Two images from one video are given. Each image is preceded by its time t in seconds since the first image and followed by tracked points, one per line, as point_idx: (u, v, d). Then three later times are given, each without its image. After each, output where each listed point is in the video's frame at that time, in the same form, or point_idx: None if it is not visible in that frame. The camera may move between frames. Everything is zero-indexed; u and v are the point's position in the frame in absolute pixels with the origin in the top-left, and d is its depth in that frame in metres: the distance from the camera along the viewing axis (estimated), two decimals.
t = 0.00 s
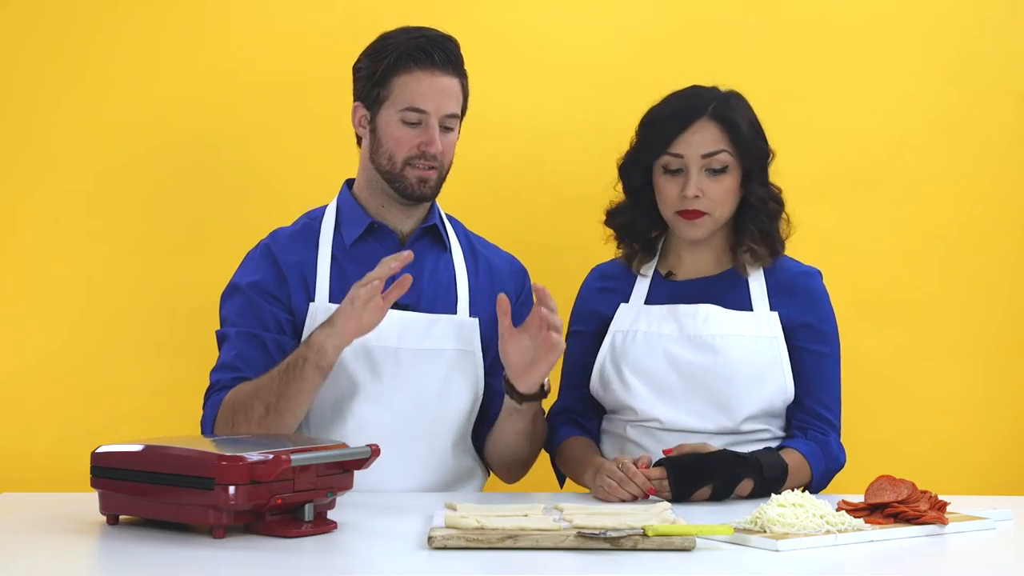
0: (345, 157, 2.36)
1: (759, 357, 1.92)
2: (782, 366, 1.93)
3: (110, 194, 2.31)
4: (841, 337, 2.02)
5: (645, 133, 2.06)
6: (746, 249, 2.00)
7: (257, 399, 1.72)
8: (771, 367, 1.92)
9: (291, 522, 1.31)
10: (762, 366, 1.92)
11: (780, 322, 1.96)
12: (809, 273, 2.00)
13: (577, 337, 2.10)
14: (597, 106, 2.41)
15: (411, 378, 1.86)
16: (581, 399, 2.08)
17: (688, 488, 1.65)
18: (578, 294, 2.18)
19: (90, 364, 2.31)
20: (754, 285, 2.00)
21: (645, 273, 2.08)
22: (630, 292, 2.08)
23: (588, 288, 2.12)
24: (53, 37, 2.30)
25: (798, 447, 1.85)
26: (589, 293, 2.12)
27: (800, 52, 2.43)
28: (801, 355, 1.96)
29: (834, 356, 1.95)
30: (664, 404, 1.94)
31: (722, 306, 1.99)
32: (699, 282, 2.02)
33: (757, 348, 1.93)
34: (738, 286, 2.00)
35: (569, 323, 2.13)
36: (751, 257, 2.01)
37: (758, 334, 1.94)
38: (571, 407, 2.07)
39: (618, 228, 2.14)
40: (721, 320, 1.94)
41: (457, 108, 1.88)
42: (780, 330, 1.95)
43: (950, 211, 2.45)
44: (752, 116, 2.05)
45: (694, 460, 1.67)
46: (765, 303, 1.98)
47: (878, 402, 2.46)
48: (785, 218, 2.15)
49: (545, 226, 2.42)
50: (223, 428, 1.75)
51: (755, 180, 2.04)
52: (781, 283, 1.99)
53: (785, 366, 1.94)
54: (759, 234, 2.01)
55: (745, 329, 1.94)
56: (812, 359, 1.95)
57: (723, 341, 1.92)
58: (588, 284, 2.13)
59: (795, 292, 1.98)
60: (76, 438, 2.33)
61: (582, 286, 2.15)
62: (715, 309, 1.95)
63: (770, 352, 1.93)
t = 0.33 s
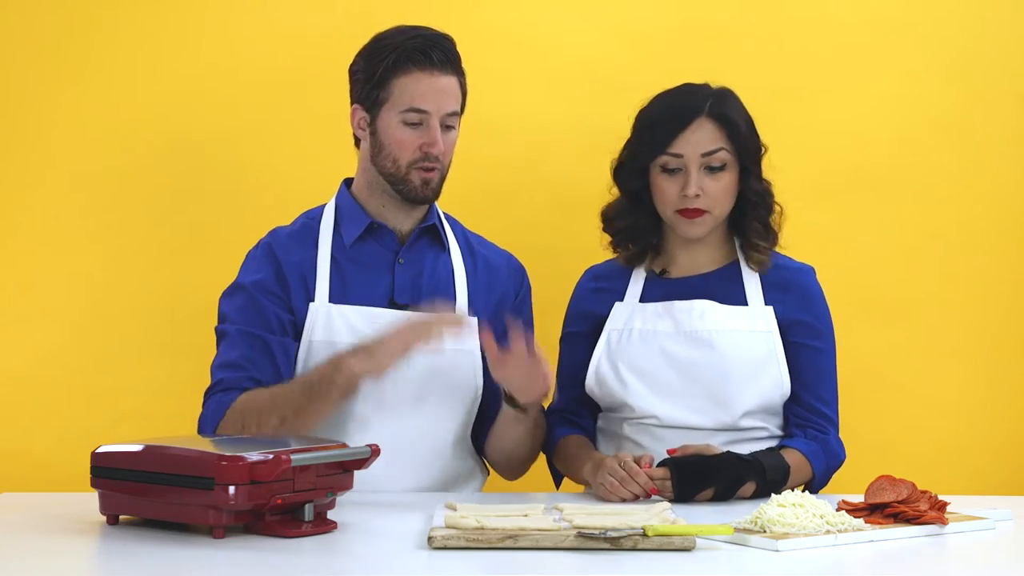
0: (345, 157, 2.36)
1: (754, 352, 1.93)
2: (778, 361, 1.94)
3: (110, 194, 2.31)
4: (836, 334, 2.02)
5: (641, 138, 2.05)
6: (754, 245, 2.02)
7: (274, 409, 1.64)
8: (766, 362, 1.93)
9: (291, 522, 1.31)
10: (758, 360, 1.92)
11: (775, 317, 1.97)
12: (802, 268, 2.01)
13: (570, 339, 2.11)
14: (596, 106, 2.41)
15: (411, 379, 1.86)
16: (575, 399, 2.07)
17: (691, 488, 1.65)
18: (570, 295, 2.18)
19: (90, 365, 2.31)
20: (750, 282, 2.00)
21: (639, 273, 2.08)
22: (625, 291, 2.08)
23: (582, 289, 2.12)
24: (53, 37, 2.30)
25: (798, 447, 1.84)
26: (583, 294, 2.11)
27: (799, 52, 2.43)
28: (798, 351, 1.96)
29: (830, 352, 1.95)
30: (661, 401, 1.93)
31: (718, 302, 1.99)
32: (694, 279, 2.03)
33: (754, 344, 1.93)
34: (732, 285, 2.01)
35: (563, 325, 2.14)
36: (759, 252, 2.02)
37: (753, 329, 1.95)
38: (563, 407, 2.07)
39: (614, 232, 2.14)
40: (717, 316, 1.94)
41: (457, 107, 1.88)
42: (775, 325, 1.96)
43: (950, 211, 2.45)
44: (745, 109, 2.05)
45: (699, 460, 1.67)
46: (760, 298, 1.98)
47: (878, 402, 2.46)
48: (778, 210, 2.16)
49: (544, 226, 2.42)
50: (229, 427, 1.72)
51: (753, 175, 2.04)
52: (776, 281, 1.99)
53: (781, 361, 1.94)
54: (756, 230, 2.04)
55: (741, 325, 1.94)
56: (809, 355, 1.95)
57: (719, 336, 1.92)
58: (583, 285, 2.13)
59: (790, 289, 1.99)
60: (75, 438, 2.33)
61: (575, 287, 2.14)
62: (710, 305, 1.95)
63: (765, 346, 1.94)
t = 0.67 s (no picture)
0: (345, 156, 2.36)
1: (747, 356, 1.92)
2: (771, 369, 1.93)
3: (110, 193, 2.31)
4: (841, 344, 2.01)
5: (642, 134, 2.10)
6: (741, 251, 2.01)
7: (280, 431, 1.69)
8: (759, 368, 1.92)
9: (291, 522, 1.31)
10: (750, 365, 1.92)
11: (773, 323, 1.96)
12: (810, 275, 1.99)
13: (580, 332, 2.12)
14: (596, 106, 2.41)
15: (411, 381, 1.86)
16: (579, 393, 2.08)
17: (689, 489, 1.66)
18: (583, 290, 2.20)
19: (90, 365, 2.31)
20: (752, 286, 1.99)
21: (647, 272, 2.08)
22: (631, 287, 2.09)
23: (594, 284, 2.14)
24: (53, 37, 2.30)
25: (800, 453, 1.85)
26: (595, 289, 2.13)
27: (799, 52, 2.43)
28: (804, 359, 1.95)
29: (835, 365, 1.95)
30: (650, 399, 1.94)
31: (716, 303, 1.98)
32: (696, 280, 2.02)
33: (749, 348, 1.93)
34: (738, 285, 2.00)
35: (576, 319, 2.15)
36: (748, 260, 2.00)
37: (748, 333, 1.94)
38: (567, 400, 2.08)
39: (627, 222, 2.17)
40: (712, 318, 1.93)
41: (455, 115, 1.88)
42: (772, 331, 1.95)
43: (950, 211, 2.45)
44: (751, 112, 2.05)
45: (698, 460, 1.67)
46: (760, 303, 1.98)
47: (879, 402, 2.46)
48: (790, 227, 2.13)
49: (544, 225, 2.42)
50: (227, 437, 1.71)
51: (740, 181, 2.03)
52: (781, 287, 1.99)
53: (773, 369, 1.93)
54: (743, 237, 2.02)
55: (737, 328, 1.93)
56: (813, 365, 1.95)
57: (713, 339, 1.91)
58: (595, 280, 2.14)
59: (795, 296, 1.98)
60: (75, 438, 2.33)
61: (589, 283, 2.16)
62: (707, 306, 1.94)
63: (759, 351, 1.93)
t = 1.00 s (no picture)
0: (344, 156, 2.36)
1: (748, 357, 1.92)
2: (773, 369, 1.93)
3: (109, 194, 2.31)
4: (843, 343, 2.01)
5: (642, 139, 2.10)
6: (743, 253, 2.01)
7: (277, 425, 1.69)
8: (760, 369, 1.92)
9: (291, 522, 1.31)
10: (751, 366, 1.92)
11: (775, 324, 1.96)
12: (812, 275, 1.99)
13: (584, 332, 2.12)
14: (597, 106, 2.41)
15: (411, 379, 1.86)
16: (581, 393, 2.08)
17: (689, 488, 1.66)
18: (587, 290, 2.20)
19: (90, 365, 2.31)
20: (754, 287, 1.99)
21: (652, 271, 2.09)
22: (634, 287, 2.09)
23: (598, 284, 2.14)
24: (54, 37, 2.30)
25: (800, 453, 1.85)
26: (598, 289, 2.13)
27: (799, 52, 2.43)
28: (806, 360, 1.95)
29: (836, 364, 1.95)
30: (652, 399, 1.94)
31: (717, 304, 1.98)
32: (699, 280, 2.03)
33: (750, 349, 1.93)
34: (738, 286, 2.00)
35: (579, 318, 2.14)
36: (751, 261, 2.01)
37: (750, 334, 1.94)
38: (569, 400, 2.08)
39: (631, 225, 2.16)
40: (714, 318, 1.93)
41: (454, 111, 1.88)
42: (774, 332, 1.95)
43: (950, 211, 2.45)
44: (750, 113, 2.06)
45: (697, 460, 1.67)
46: (762, 304, 1.97)
47: (878, 402, 2.46)
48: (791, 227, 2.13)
49: (545, 226, 2.42)
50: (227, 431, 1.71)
51: (741, 186, 2.03)
52: (782, 287, 1.99)
53: (776, 370, 1.93)
54: (745, 239, 2.02)
55: (739, 329, 1.94)
56: (815, 365, 1.94)
57: (714, 339, 1.92)
58: (600, 280, 2.15)
59: (796, 296, 1.98)
60: (75, 437, 2.33)
61: (593, 283, 2.16)
62: (708, 307, 1.94)
63: (760, 352, 1.93)
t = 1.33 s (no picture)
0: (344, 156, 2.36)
1: (751, 358, 1.92)
2: (776, 369, 1.93)
3: (110, 194, 2.31)
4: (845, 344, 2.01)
5: (642, 140, 2.10)
6: (742, 252, 2.01)
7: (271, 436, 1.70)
8: (763, 369, 1.92)
9: (291, 522, 1.31)
10: (754, 366, 1.92)
11: (777, 325, 1.96)
12: (814, 275, 1.99)
13: (584, 331, 2.12)
14: (597, 106, 2.41)
15: (410, 381, 1.86)
16: (581, 392, 2.08)
17: (689, 488, 1.66)
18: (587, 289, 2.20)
19: (90, 364, 2.31)
20: (756, 287, 1.99)
21: (652, 271, 2.09)
22: (636, 287, 2.09)
23: (598, 284, 2.14)
24: (54, 37, 2.30)
25: (800, 453, 1.85)
26: (598, 288, 2.13)
27: (799, 52, 2.43)
28: (806, 359, 1.95)
29: (836, 364, 1.95)
30: (654, 400, 1.94)
31: (719, 305, 1.98)
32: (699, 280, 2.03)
33: (752, 350, 1.93)
34: (740, 286, 2.00)
35: (579, 317, 2.15)
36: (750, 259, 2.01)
37: (753, 335, 1.94)
38: (570, 399, 2.08)
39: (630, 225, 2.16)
40: (717, 319, 1.93)
41: (449, 112, 1.88)
42: (776, 332, 1.95)
43: (950, 211, 2.45)
44: (750, 113, 2.05)
45: (696, 460, 1.67)
46: (765, 304, 1.98)
47: (878, 401, 2.46)
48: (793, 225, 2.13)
49: (544, 226, 2.42)
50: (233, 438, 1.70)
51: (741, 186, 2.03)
52: (784, 287, 1.99)
53: (779, 370, 1.93)
54: (744, 238, 2.02)
55: (741, 330, 1.93)
56: (815, 365, 1.94)
57: (716, 340, 1.92)
58: (599, 279, 2.14)
59: (798, 296, 1.98)
60: (75, 437, 2.33)
61: (592, 283, 2.16)
62: (711, 307, 1.94)
63: (763, 353, 1.93)
